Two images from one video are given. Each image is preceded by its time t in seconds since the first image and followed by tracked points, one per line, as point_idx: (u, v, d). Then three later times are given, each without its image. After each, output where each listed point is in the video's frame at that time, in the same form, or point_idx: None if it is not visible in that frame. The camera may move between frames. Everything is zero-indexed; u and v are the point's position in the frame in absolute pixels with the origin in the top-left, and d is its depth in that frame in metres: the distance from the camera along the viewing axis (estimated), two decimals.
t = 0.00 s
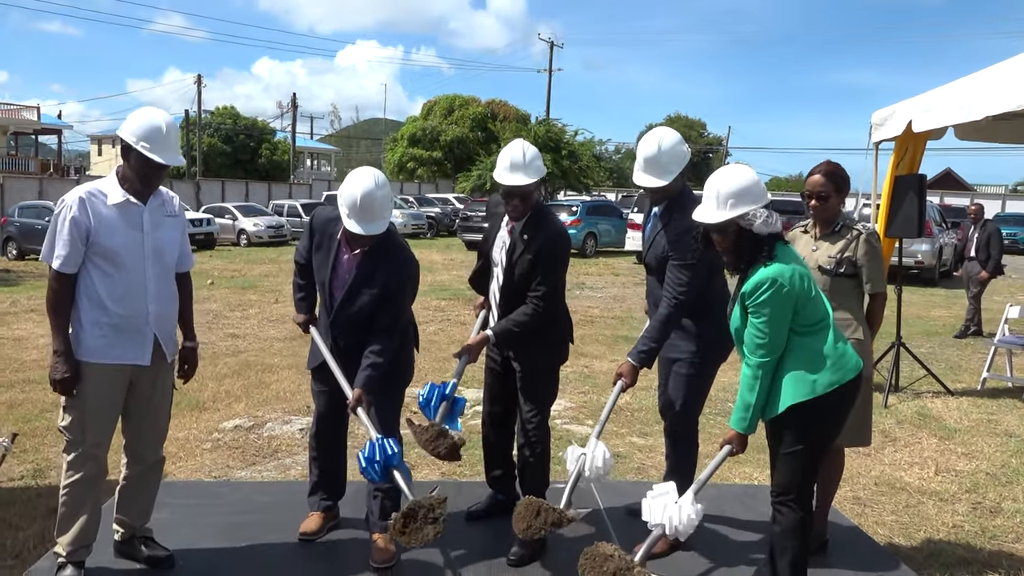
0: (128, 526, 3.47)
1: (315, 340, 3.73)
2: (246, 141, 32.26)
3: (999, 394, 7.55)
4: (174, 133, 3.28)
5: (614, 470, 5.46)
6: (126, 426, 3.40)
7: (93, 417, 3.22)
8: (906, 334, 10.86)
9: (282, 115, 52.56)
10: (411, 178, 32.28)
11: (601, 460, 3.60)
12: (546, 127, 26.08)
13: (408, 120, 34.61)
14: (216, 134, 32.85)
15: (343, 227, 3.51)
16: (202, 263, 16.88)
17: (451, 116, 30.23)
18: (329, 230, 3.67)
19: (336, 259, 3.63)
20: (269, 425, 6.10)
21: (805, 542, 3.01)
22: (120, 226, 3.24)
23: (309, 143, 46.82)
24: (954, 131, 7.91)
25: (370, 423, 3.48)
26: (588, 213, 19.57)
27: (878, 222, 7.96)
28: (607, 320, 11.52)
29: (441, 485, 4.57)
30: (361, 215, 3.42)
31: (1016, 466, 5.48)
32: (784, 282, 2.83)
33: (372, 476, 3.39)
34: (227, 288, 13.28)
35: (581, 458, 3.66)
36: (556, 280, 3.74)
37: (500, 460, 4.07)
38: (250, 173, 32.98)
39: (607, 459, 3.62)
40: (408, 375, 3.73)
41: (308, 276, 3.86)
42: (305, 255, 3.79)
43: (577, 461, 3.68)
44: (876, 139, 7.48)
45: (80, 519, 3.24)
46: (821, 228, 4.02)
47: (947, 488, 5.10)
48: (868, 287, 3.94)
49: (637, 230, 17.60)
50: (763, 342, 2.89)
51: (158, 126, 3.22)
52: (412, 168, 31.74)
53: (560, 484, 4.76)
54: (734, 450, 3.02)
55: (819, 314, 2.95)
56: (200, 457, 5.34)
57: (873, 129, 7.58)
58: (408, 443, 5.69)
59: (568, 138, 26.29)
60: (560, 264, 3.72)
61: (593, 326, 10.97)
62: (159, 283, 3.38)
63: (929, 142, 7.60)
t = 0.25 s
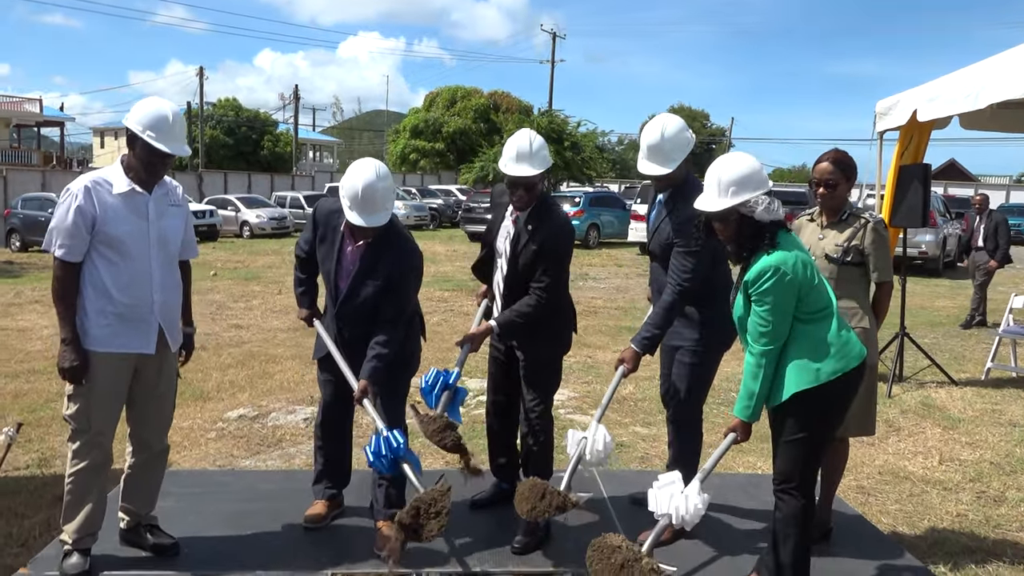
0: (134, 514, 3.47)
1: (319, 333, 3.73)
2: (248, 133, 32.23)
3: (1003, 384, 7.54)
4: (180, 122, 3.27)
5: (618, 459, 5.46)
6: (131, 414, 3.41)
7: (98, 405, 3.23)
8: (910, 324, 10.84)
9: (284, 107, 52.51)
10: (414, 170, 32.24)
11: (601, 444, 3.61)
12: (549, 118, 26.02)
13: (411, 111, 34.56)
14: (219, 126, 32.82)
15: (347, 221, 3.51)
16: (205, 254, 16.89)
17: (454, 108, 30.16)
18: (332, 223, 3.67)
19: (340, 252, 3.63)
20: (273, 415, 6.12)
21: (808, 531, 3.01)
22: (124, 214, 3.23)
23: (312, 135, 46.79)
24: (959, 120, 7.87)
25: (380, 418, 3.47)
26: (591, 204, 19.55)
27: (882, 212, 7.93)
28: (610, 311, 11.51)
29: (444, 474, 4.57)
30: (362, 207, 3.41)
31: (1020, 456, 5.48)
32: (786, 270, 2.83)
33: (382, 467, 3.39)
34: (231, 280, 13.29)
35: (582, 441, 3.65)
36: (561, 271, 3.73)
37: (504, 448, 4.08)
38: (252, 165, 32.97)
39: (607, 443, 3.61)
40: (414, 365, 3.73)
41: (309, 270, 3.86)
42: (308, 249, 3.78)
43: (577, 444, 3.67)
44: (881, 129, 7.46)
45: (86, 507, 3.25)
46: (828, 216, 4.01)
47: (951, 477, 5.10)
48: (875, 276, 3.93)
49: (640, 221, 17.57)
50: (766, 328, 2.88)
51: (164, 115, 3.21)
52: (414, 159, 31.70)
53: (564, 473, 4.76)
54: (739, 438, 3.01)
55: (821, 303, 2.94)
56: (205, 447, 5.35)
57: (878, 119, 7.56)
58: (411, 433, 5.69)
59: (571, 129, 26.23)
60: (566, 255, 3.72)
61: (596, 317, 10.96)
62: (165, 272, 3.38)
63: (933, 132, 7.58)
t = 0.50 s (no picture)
0: (138, 491, 3.49)
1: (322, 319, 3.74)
2: (250, 113, 32.12)
3: (1006, 368, 7.53)
4: (187, 102, 3.25)
5: (620, 440, 5.48)
6: (134, 392, 3.42)
7: (102, 383, 3.23)
8: (913, 308, 10.83)
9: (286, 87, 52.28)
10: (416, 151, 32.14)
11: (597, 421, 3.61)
12: (553, 99, 25.88)
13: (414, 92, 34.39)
14: (221, 106, 32.71)
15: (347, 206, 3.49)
16: (207, 234, 16.89)
17: (457, 88, 30.00)
18: (332, 208, 3.66)
19: (342, 235, 3.62)
20: (276, 394, 6.13)
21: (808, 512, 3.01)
22: (129, 193, 3.22)
23: (314, 116, 46.61)
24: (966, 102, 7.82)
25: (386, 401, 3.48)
26: (595, 186, 19.49)
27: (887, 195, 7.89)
28: (613, 293, 11.51)
29: (446, 454, 4.59)
30: (361, 191, 3.39)
31: (1021, 439, 5.48)
32: (789, 249, 2.82)
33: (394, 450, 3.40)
34: (233, 260, 13.29)
35: (579, 416, 3.63)
36: (563, 253, 3.72)
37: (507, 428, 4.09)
38: (255, 145, 32.89)
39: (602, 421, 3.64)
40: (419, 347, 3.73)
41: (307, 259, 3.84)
42: (307, 237, 3.77)
43: (572, 418, 3.65)
44: (887, 111, 7.42)
45: (90, 484, 3.27)
46: (834, 198, 3.99)
47: (953, 459, 5.10)
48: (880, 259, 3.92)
49: (643, 203, 17.52)
50: (768, 307, 2.87)
51: (171, 94, 3.18)
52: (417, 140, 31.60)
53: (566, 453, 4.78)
54: (740, 418, 3.00)
55: (823, 283, 2.93)
56: (208, 425, 5.37)
57: (884, 101, 7.51)
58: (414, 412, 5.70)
59: (575, 110, 26.10)
60: (569, 238, 3.71)
61: (599, 299, 10.96)
62: (169, 251, 3.38)
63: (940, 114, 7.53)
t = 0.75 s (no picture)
0: (144, 467, 3.52)
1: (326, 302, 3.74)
2: (253, 92, 31.98)
3: (1009, 349, 7.53)
4: (191, 79, 3.23)
5: (622, 419, 5.49)
6: (139, 368, 3.43)
7: (107, 359, 3.24)
8: (917, 289, 10.81)
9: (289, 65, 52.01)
10: (420, 131, 32.01)
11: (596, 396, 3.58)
12: (557, 78, 25.72)
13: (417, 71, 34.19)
14: (224, 84, 32.58)
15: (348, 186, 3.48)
16: (210, 213, 16.87)
17: (460, 67, 29.82)
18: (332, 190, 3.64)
19: (347, 215, 3.62)
20: (280, 372, 6.15)
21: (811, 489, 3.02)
22: (134, 169, 3.22)
23: (317, 94, 46.41)
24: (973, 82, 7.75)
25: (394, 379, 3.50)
26: (599, 166, 19.42)
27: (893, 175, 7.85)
28: (616, 273, 11.49)
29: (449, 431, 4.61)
30: (360, 171, 3.37)
31: None
32: (794, 224, 2.81)
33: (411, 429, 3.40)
34: (236, 239, 13.29)
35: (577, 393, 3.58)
36: (568, 232, 3.72)
37: (510, 407, 4.10)
38: (258, 124, 32.78)
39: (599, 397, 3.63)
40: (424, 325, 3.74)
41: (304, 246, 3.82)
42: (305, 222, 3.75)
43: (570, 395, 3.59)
44: (894, 90, 7.36)
45: (96, 459, 3.29)
46: (839, 177, 3.95)
47: (955, 439, 5.11)
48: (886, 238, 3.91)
49: (647, 183, 17.46)
50: (772, 282, 2.86)
51: (176, 71, 3.16)
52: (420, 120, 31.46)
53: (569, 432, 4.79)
54: (741, 393, 3.00)
55: (827, 259, 2.93)
56: (213, 402, 5.40)
57: (891, 80, 7.45)
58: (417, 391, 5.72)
59: (579, 90, 25.94)
60: (574, 217, 3.70)
61: (602, 279, 10.95)
62: (174, 228, 3.38)
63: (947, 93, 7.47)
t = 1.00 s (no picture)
0: (152, 450, 3.54)
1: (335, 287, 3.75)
2: (258, 79, 31.93)
3: (1016, 333, 7.51)
4: (195, 63, 3.23)
5: (628, 404, 5.50)
6: (147, 352, 3.45)
7: (116, 343, 3.26)
8: (924, 274, 10.77)
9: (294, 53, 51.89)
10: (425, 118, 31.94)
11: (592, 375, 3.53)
12: (562, 64, 25.61)
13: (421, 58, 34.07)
14: (228, 72, 32.53)
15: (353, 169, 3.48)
16: (216, 201, 16.89)
17: (465, 53, 29.71)
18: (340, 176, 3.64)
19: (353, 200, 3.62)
20: (287, 358, 6.18)
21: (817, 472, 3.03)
22: (140, 154, 3.23)
23: (321, 82, 46.33)
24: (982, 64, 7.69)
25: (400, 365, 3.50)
26: (604, 152, 19.36)
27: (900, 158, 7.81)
28: (622, 259, 11.48)
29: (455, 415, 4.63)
30: (363, 154, 3.37)
31: None
32: (799, 201, 2.82)
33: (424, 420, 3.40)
34: (243, 226, 13.31)
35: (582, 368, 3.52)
36: (574, 216, 3.71)
37: (517, 391, 4.11)
38: (263, 112, 32.75)
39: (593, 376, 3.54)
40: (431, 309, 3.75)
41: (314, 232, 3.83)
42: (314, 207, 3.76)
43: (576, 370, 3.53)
44: (901, 73, 7.31)
45: (105, 443, 3.31)
46: (845, 158, 3.94)
47: (961, 423, 5.11)
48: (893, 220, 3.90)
49: (653, 169, 17.40)
50: (777, 261, 2.86)
51: (179, 55, 3.17)
52: (425, 106, 31.38)
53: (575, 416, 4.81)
54: (742, 373, 2.98)
55: (832, 239, 2.93)
56: (220, 388, 5.43)
57: (898, 63, 7.40)
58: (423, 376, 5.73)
59: (584, 75, 25.83)
60: (581, 201, 3.70)
61: (608, 265, 10.94)
62: (180, 213, 3.39)
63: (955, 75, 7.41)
